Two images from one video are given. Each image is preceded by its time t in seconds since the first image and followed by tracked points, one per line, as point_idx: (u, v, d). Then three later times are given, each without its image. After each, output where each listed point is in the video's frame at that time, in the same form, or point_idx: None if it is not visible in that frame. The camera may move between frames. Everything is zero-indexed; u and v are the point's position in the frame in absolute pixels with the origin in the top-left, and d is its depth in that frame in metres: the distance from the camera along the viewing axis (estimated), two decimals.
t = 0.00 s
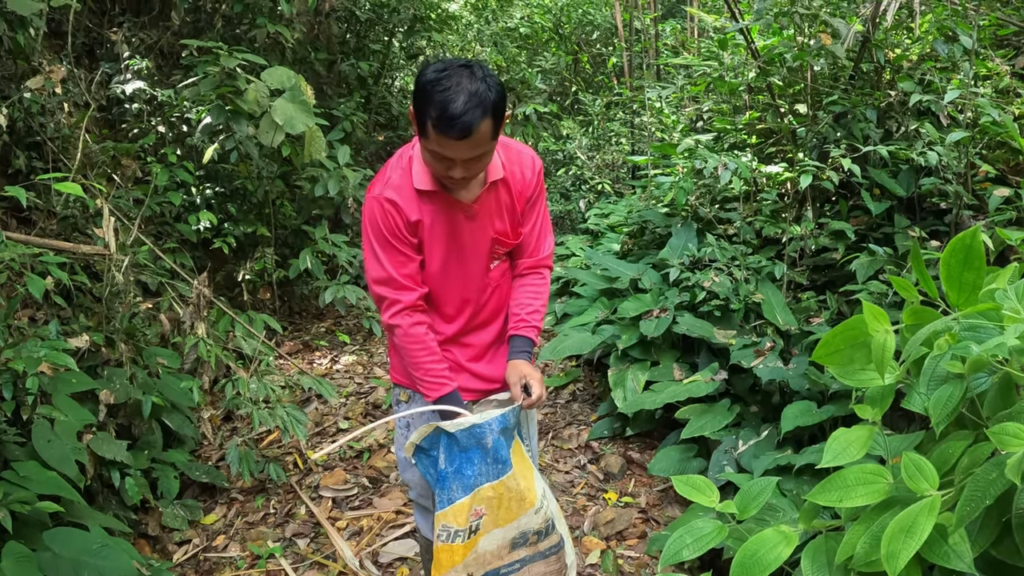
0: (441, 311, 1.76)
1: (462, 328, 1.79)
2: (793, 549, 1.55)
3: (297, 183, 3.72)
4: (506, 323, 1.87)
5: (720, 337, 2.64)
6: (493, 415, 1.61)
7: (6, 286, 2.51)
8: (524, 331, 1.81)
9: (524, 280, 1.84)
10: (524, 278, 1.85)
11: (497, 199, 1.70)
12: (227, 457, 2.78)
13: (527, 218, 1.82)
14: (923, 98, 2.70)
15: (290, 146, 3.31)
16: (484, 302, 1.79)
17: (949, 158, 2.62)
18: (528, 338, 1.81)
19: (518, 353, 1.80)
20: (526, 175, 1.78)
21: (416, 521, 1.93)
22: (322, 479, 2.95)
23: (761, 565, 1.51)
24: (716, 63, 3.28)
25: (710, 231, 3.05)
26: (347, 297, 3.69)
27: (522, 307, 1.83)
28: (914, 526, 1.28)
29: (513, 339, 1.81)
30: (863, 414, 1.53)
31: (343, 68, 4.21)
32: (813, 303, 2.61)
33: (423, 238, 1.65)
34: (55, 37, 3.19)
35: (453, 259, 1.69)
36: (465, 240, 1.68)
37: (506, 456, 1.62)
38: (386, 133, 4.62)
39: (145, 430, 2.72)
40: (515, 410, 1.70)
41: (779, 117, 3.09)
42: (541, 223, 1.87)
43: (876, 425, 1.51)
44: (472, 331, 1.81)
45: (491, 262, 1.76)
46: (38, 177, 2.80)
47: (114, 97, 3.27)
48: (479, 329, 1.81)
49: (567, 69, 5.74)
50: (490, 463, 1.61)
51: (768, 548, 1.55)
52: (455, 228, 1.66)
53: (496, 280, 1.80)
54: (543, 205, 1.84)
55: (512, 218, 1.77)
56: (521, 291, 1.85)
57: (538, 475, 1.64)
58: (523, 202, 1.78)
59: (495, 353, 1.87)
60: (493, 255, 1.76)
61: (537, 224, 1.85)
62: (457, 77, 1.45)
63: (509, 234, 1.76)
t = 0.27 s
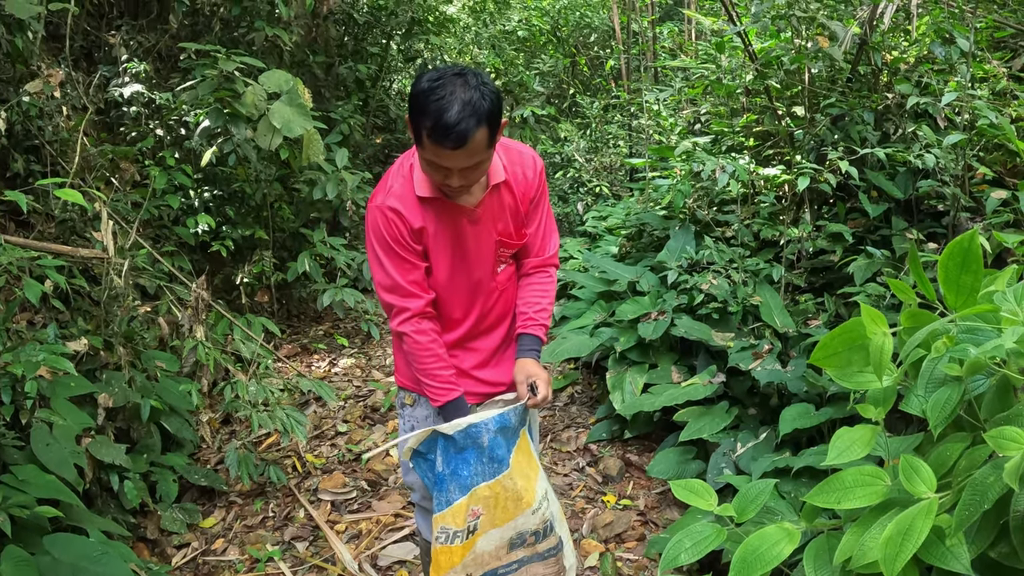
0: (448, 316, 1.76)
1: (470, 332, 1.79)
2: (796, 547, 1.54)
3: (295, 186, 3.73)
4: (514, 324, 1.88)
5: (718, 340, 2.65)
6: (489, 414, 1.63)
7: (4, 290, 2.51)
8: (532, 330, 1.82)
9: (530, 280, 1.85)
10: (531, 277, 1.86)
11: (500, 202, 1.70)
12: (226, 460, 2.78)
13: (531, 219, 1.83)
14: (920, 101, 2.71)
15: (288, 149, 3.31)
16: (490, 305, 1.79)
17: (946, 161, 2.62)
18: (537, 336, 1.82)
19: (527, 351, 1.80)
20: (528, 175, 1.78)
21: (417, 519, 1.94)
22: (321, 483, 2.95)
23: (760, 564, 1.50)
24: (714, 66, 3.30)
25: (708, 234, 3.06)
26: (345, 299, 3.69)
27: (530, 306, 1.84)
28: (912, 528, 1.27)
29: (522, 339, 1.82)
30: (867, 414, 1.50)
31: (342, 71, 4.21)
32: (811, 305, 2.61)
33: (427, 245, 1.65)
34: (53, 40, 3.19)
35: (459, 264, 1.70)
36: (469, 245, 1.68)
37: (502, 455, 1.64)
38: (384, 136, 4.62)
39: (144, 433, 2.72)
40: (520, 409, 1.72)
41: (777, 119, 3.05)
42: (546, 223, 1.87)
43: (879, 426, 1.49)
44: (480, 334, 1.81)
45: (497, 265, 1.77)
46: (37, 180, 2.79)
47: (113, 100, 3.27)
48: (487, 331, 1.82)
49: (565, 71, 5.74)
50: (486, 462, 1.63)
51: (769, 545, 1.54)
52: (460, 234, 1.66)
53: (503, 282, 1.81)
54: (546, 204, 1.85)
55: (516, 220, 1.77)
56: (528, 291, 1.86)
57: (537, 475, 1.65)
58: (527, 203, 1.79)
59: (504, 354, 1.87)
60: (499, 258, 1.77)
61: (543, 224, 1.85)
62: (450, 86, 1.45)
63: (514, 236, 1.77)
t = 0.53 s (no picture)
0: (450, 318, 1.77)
1: (473, 335, 1.79)
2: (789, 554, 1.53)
3: (292, 189, 3.72)
4: (518, 327, 1.88)
5: (715, 343, 2.65)
6: (491, 419, 1.61)
7: None
8: (536, 333, 1.83)
9: (535, 284, 1.86)
10: (535, 281, 1.86)
11: (503, 204, 1.70)
12: (222, 465, 2.77)
13: (535, 223, 1.82)
14: (917, 104, 2.71)
15: (285, 152, 3.30)
16: (489, 307, 1.78)
17: (943, 164, 2.62)
18: (541, 340, 1.83)
19: (532, 355, 1.81)
20: (532, 179, 1.77)
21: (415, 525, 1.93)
22: (318, 487, 2.94)
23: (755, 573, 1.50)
24: (711, 69, 3.29)
25: (705, 237, 3.06)
26: (342, 303, 3.68)
27: (534, 309, 1.84)
28: (908, 535, 1.27)
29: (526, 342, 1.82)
30: (860, 421, 1.53)
31: (338, 74, 4.21)
32: (808, 308, 2.61)
33: (428, 245, 1.66)
34: (49, 43, 3.18)
35: (462, 267, 1.70)
36: (467, 244, 1.68)
37: (502, 460, 1.63)
38: (381, 139, 4.62)
39: (140, 438, 2.71)
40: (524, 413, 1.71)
41: (773, 122, 3.07)
42: (550, 228, 1.86)
43: (872, 433, 1.51)
44: (484, 337, 1.81)
45: (501, 268, 1.77)
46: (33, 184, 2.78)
47: (109, 103, 3.27)
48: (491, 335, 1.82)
49: (562, 74, 5.75)
50: (486, 467, 1.62)
51: (762, 554, 1.53)
52: (462, 235, 1.67)
53: (507, 285, 1.81)
54: (552, 208, 1.85)
55: (520, 222, 1.77)
56: (532, 295, 1.86)
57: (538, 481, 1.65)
58: (530, 206, 1.78)
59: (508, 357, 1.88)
60: (503, 261, 1.77)
61: (547, 227, 1.85)
62: (456, 81, 1.45)
63: (515, 238, 1.76)
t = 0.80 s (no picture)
0: (446, 319, 1.76)
1: (468, 337, 1.78)
2: (783, 564, 1.52)
3: (288, 192, 3.72)
4: (515, 329, 1.86)
5: (710, 347, 2.65)
6: (478, 424, 1.63)
7: None
8: (532, 336, 1.81)
9: (532, 287, 1.84)
10: (532, 284, 1.84)
11: (498, 205, 1.69)
12: (217, 469, 2.77)
13: (533, 225, 1.81)
14: (912, 107, 2.71)
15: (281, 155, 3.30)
16: (485, 309, 1.77)
17: (938, 167, 2.62)
18: (537, 343, 1.81)
19: (527, 357, 1.79)
20: (530, 181, 1.76)
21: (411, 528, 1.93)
22: (313, 491, 2.94)
23: None
24: (706, 71, 3.25)
25: (701, 240, 3.05)
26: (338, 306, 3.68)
27: (531, 312, 1.82)
28: (901, 543, 1.27)
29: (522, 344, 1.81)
30: (853, 428, 1.50)
31: (335, 77, 4.21)
32: (804, 312, 2.61)
33: (422, 246, 1.65)
34: (45, 46, 3.18)
35: (456, 267, 1.69)
36: (461, 245, 1.67)
37: (490, 465, 1.64)
38: (378, 141, 4.62)
39: (135, 442, 2.70)
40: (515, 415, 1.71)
41: (770, 125, 3.09)
42: (548, 230, 1.85)
43: (867, 439, 1.49)
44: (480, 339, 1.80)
45: (497, 270, 1.76)
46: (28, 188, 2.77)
47: (105, 106, 3.26)
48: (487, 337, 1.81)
49: (559, 77, 5.76)
50: (474, 472, 1.63)
51: (754, 566, 1.51)
52: (456, 236, 1.66)
53: (504, 287, 1.79)
54: (549, 210, 1.83)
55: (517, 225, 1.76)
56: (530, 297, 1.85)
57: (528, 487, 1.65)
58: (528, 209, 1.77)
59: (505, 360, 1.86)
60: (499, 263, 1.75)
61: (545, 230, 1.83)
62: (450, 80, 1.45)
63: (511, 240, 1.74)
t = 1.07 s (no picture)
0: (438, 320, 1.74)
1: (462, 339, 1.77)
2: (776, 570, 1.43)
3: (283, 195, 3.72)
4: (507, 329, 1.85)
5: (704, 349, 2.64)
6: (463, 419, 1.62)
7: None
8: (524, 335, 1.80)
9: (524, 286, 1.83)
10: (524, 283, 1.83)
11: (488, 204, 1.69)
12: (209, 472, 2.76)
13: (523, 225, 1.81)
14: (907, 109, 2.70)
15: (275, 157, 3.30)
16: (478, 310, 1.76)
17: (932, 169, 2.62)
18: (530, 342, 1.80)
19: (521, 357, 1.78)
20: (520, 180, 1.76)
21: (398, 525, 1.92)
22: (305, 494, 2.93)
23: None
24: (701, 73, 3.23)
25: (695, 242, 3.05)
26: (333, 309, 3.67)
27: (523, 311, 1.82)
28: (892, 549, 1.25)
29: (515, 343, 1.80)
30: (846, 430, 1.48)
31: (331, 79, 4.22)
32: (798, 315, 2.60)
33: (414, 246, 1.64)
34: (40, 48, 3.17)
35: (449, 267, 1.68)
36: (453, 245, 1.66)
37: (474, 460, 1.63)
38: (373, 143, 4.61)
39: (128, 444, 2.69)
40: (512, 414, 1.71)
41: (765, 127, 3.07)
42: (539, 229, 1.84)
43: (860, 443, 1.47)
44: (473, 340, 1.79)
45: (489, 269, 1.75)
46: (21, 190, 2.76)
47: (99, 108, 3.26)
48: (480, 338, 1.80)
49: (555, 79, 5.76)
50: (457, 467, 1.63)
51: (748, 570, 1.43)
52: (448, 235, 1.65)
53: (496, 286, 1.79)
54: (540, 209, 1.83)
55: (508, 224, 1.75)
56: (522, 297, 1.84)
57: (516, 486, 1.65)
58: (518, 207, 1.77)
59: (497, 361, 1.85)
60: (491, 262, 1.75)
61: (536, 229, 1.83)
62: (437, 79, 1.44)
63: (503, 239, 1.74)
